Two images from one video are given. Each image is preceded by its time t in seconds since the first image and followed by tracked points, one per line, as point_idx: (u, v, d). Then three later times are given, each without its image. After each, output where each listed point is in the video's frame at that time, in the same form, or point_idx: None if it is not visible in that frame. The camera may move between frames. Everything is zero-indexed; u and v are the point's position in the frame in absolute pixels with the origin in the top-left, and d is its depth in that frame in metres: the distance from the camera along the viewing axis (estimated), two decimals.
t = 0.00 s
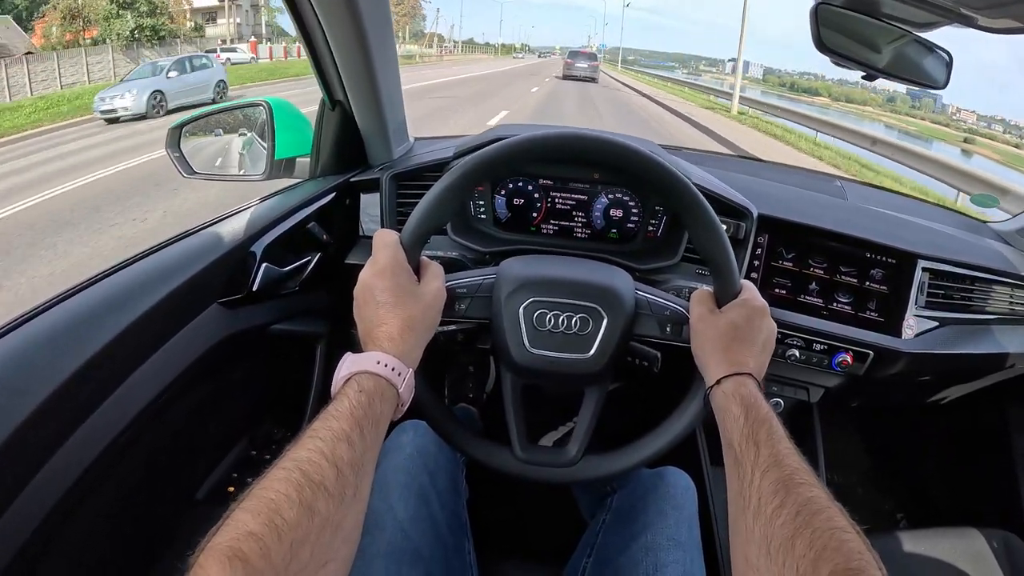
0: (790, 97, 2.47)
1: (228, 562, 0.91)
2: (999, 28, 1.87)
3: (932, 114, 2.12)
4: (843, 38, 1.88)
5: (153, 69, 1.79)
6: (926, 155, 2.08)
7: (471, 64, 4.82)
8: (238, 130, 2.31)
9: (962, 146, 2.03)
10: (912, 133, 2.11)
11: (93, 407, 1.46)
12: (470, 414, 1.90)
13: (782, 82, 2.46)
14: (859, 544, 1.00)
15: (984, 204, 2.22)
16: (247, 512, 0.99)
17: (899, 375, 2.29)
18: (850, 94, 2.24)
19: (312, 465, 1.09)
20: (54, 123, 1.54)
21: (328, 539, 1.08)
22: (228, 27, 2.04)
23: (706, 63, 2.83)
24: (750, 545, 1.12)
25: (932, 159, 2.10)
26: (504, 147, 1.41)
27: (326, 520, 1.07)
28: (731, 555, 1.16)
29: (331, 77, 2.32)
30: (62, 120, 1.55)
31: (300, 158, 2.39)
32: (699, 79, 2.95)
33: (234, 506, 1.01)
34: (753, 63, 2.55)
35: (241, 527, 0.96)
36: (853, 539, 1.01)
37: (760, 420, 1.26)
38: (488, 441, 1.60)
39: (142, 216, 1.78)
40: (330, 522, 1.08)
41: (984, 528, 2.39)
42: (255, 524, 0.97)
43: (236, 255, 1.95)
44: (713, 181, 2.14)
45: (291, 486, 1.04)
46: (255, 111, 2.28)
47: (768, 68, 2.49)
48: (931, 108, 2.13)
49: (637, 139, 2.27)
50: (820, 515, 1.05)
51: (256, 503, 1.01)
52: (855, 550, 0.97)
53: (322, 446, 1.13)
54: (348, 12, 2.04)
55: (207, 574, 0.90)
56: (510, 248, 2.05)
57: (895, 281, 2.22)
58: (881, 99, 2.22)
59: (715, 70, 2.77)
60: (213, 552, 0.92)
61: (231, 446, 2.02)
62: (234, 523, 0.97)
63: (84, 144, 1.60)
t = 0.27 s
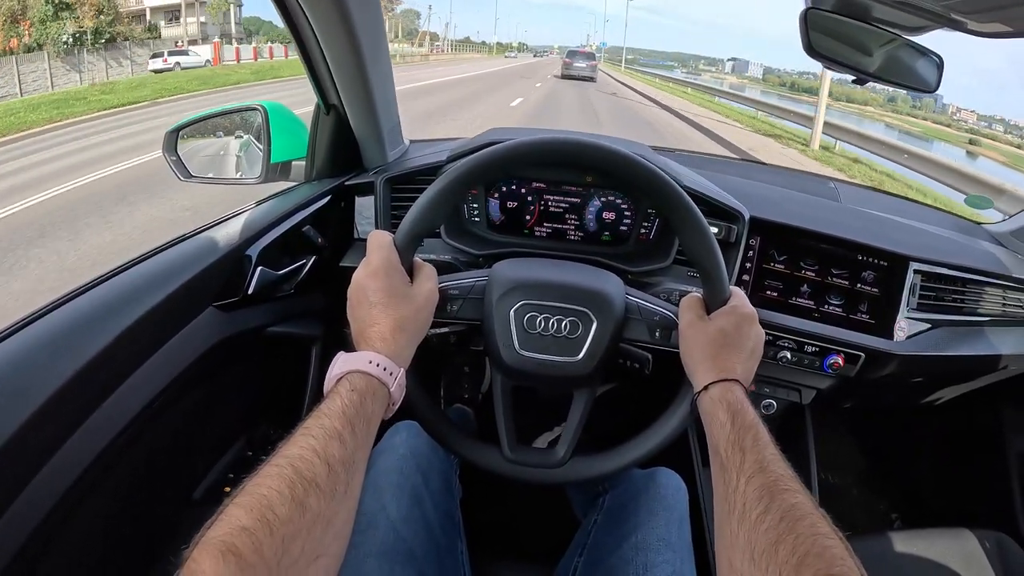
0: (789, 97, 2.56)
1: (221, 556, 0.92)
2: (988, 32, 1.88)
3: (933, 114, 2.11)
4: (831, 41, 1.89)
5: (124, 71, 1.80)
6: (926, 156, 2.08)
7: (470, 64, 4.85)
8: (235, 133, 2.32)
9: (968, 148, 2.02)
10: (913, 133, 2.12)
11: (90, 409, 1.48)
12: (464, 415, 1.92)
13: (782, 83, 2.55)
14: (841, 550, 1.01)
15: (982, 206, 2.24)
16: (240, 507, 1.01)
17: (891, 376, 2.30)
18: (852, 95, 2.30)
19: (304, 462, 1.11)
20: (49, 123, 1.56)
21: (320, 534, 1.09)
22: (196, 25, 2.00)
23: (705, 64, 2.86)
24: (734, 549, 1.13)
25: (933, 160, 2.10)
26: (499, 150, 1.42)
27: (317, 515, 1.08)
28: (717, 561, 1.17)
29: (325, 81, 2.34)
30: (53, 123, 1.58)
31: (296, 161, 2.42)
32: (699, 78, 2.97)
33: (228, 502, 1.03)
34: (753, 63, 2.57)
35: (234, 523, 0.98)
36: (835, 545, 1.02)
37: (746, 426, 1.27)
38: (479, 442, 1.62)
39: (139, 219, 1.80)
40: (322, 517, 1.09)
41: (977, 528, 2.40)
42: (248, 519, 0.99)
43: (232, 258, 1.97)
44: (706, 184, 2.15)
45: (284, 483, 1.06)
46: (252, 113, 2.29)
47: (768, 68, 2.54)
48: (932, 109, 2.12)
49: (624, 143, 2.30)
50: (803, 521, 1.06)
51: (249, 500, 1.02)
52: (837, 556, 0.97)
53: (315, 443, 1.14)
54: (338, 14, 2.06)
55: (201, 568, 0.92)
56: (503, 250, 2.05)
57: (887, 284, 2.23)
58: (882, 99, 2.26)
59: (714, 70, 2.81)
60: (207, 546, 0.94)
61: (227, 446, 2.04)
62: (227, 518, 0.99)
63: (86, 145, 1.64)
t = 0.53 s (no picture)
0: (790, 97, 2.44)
1: (214, 554, 0.93)
2: (981, 33, 1.89)
3: (934, 114, 2.10)
4: (823, 42, 1.89)
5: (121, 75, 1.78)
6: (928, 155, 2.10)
7: (469, 64, 4.88)
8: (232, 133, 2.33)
9: (973, 151, 2.04)
10: (912, 133, 2.13)
11: (87, 408, 1.49)
12: (460, 415, 1.95)
13: (782, 82, 2.41)
14: (829, 551, 1.02)
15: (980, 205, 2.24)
16: (234, 506, 1.02)
17: (886, 376, 2.30)
18: (852, 95, 2.21)
19: (297, 462, 1.12)
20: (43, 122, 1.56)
21: (313, 534, 1.10)
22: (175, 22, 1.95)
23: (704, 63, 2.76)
24: (722, 549, 1.13)
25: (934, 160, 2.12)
26: (493, 152, 1.43)
27: (310, 515, 1.09)
28: (707, 559, 1.18)
29: (321, 83, 2.35)
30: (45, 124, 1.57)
31: (293, 162, 2.45)
32: (699, 78, 2.96)
33: (222, 501, 1.04)
34: (752, 62, 2.44)
35: (228, 521, 0.99)
36: (823, 546, 1.02)
37: (737, 426, 1.28)
38: (473, 441, 1.63)
39: (136, 220, 1.81)
40: (314, 517, 1.10)
41: (972, 528, 2.41)
42: (241, 518, 1.00)
43: (228, 258, 1.98)
44: (702, 185, 2.16)
45: (277, 482, 1.07)
46: (250, 115, 2.30)
47: (768, 67, 2.40)
48: (933, 109, 2.11)
49: (618, 144, 2.31)
50: (791, 522, 1.06)
51: (243, 499, 1.03)
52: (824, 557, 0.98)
53: (308, 443, 1.15)
54: (331, 15, 2.07)
55: (195, 566, 0.92)
56: (499, 251, 2.06)
57: (881, 284, 2.24)
58: (881, 99, 2.19)
59: (714, 71, 2.70)
60: (201, 545, 0.94)
61: (224, 445, 2.05)
62: (222, 516, 1.00)
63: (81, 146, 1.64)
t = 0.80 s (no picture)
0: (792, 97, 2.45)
1: (212, 554, 0.93)
2: (979, 33, 1.89)
3: (936, 114, 2.10)
4: (822, 42, 1.89)
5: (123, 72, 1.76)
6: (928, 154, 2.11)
7: (468, 63, 4.90)
8: (231, 134, 2.32)
9: (979, 153, 2.03)
10: (913, 133, 2.12)
11: (85, 409, 1.49)
12: (458, 415, 1.95)
13: (782, 83, 2.42)
14: (827, 552, 1.02)
15: (980, 204, 2.22)
16: (232, 506, 1.02)
17: (885, 377, 2.30)
18: (853, 95, 2.20)
19: (295, 462, 1.11)
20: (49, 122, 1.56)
21: (310, 534, 1.10)
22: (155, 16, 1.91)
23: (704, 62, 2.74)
24: (721, 549, 1.13)
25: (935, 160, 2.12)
26: (491, 152, 1.43)
27: (307, 515, 1.09)
28: (705, 559, 1.18)
29: (320, 82, 2.35)
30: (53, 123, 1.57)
31: (291, 162, 2.44)
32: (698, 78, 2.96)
33: (220, 501, 1.04)
34: (752, 62, 2.44)
35: (226, 521, 0.98)
36: (820, 546, 1.02)
37: (735, 426, 1.27)
38: (471, 442, 1.63)
39: (135, 220, 1.81)
40: (312, 517, 1.10)
41: (970, 528, 2.41)
42: (239, 518, 1.00)
43: (226, 259, 1.99)
44: (700, 186, 2.16)
45: (275, 482, 1.07)
46: (248, 116, 2.30)
47: (768, 67, 2.40)
48: (933, 109, 2.11)
49: (615, 145, 2.30)
50: (789, 522, 1.06)
51: (241, 499, 1.03)
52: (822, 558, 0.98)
53: (306, 444, 1.15)
54: (329, 15, 2.06)
55: (192, 565, 0.92)
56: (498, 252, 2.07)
57: (880, 285, 2.24)
58: (883, 99, 2.19)
59: (714, 70, 2.69)
60: (199, 545, 0.94)
61: (222, 446, 2.05)
62: (219, 517, 0.99)
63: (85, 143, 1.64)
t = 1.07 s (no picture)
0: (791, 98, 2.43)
1: (211, 555, 0.93)
2: (979, 31, 1.88)
3: (936, 114, 2.10)
4: (821, 41, 1.89)
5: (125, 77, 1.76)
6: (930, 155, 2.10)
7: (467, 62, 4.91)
8: (230, 133, 2.33)
9: (984, 155, 2.04)
10: (913, 133, 2.13)
11: (84, 409, 1.48)
12: (458, 415, 1.95)
13: (782, 83, 2.40)
14: (828, 552, 1.01)
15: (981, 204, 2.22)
16: (231, 507, 1.01)
17: (885, 376, 2.30)
18: (855, 95, 2.20)
19: (294, 463, 1.11)
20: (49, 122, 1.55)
21: (309, 535, 1.09)
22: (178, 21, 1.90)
23: (702, 63, 2.75)
24: (721, 549, 1.13)
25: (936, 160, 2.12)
26: (491, 151, 1.42)
27: (306, 516, 1.09)
28: (705, 559, 1.17)
29: (318, 81, 2.35)
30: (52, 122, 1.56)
31: (290, 162, 2.44)
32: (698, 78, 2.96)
33: (219, 503, 1.04)
34: (752, 63, 2.44)
35: (225, 523, 0.98)
36: (821, 546, 1.02)
37: (735, 425, 1.27)
38: (470, 442, 1.62)
39: (133, 220, 1.80)
40: (311, 518, 1.10)
41: (971, 528, 2.41)
42: (238, 519, 0.99)
43: (225, 258, 1.98)
44: (700, 185, 2.16)
45: (274, 483, 1.07)
46: (247, 115, 2.29)
47: (767, 67, 2.40)
48: (934, 109, 2.10)
49: (616, 144, 2.30)
50: (789, 522, 1.06)
51: (240, 499, 1.03)
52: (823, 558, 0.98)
53: (305, 444, 1.15)
54: (329, 14, 2.06)
55: (191, 567, 0.92)
56: (498, 251, 2.06)
57: (880, 284, 2.24)
58: (885, 100, 2.19)
59: (714, 70, 2.69)
60: (198, 546, 0.94)
61: (221, 446, 2.05)
62: (218, 518, 0.99)
63: (85, 144, 1.64)
